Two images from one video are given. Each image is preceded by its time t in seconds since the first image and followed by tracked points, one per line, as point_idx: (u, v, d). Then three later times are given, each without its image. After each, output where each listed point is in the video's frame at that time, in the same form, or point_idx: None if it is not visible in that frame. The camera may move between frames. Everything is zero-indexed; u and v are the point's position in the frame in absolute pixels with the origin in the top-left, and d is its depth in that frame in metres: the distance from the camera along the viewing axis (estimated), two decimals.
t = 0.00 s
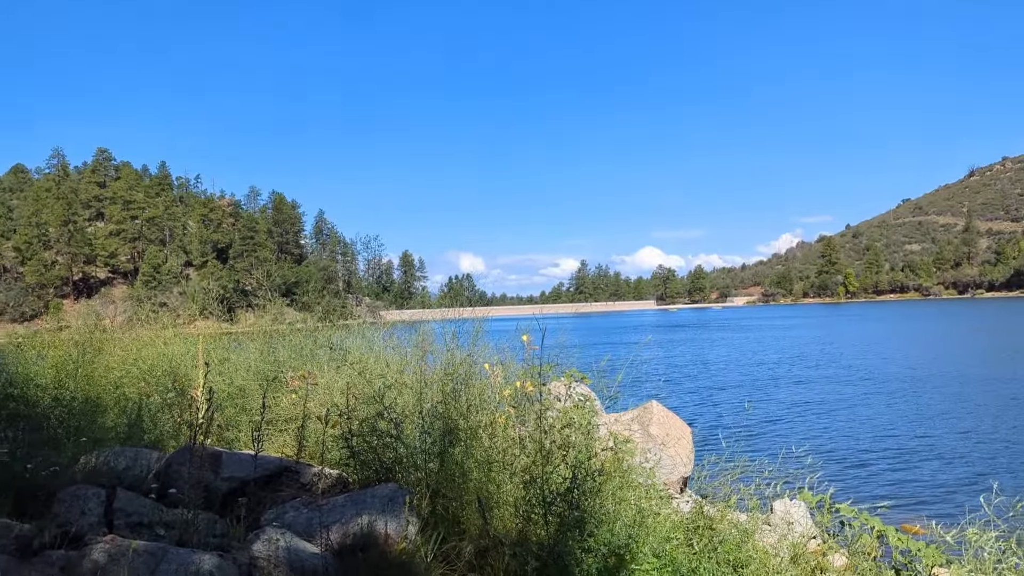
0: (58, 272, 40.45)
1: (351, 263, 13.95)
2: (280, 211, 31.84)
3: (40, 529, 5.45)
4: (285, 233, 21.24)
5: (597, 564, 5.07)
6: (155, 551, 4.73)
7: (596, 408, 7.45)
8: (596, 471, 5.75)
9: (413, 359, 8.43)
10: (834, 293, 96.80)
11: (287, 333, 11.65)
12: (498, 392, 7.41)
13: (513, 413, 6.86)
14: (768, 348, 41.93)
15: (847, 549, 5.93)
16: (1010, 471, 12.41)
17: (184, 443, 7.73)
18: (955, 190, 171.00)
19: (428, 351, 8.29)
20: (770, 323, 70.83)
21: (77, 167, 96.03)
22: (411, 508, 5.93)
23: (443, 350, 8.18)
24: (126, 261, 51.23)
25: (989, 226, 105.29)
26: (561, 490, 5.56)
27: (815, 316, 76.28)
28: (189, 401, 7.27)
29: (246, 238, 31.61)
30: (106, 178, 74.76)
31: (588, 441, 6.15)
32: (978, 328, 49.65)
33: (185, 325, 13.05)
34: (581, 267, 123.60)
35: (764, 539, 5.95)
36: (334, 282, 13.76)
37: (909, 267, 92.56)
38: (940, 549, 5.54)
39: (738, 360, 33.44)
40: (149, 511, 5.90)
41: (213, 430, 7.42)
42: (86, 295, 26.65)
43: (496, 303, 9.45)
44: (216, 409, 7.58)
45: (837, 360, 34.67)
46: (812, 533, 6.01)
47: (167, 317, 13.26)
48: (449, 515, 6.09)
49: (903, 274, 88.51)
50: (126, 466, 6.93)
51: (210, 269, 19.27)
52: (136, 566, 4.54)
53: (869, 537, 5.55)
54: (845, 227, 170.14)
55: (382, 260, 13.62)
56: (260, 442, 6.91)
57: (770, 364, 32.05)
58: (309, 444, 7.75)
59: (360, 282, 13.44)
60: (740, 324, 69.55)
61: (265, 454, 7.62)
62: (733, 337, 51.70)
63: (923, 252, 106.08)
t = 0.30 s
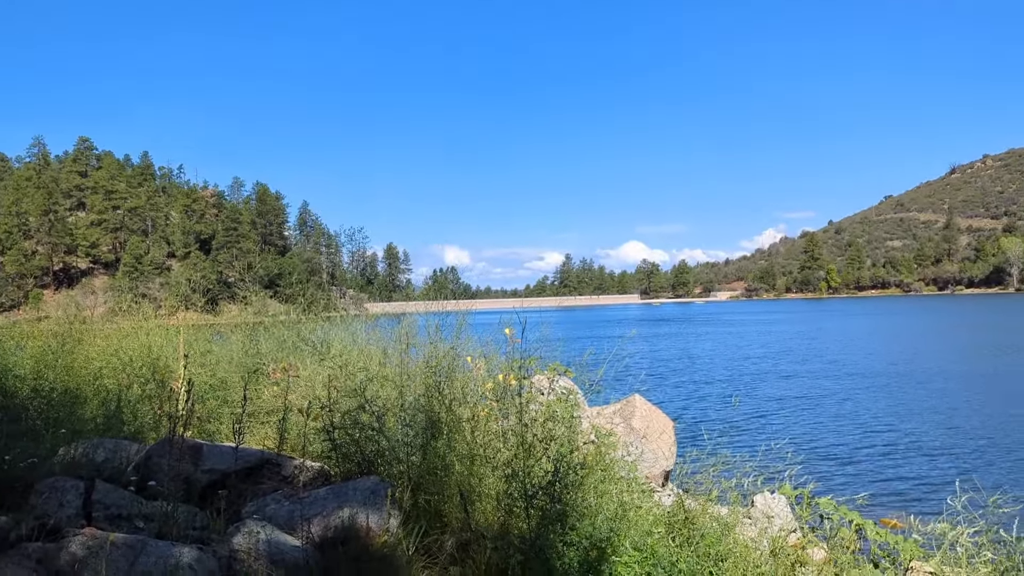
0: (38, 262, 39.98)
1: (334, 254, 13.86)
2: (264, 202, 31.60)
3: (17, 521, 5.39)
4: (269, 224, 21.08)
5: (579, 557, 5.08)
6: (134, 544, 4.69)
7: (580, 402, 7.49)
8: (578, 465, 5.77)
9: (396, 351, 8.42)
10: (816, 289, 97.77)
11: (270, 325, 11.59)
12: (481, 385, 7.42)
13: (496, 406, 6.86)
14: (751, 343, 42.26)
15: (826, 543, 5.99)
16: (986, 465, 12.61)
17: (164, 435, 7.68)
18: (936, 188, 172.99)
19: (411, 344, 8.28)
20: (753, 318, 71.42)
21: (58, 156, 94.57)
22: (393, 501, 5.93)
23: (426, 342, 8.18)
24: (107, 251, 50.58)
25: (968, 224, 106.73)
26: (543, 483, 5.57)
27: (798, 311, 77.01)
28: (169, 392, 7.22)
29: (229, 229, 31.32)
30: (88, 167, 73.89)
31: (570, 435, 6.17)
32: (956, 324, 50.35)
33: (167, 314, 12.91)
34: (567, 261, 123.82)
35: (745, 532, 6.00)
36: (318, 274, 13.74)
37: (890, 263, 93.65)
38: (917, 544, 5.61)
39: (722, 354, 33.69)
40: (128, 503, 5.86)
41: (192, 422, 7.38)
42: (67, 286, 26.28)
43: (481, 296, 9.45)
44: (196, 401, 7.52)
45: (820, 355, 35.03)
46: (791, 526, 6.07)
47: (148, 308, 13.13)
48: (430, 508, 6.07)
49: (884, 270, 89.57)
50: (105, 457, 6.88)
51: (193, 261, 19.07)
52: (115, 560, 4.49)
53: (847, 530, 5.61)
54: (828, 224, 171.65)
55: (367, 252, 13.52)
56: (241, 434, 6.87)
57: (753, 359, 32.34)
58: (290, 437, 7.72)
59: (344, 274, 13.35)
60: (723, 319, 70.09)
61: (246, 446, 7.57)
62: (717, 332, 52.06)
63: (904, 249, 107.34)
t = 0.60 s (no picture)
0: (20, 253, 39.50)
1: (319, 247, 13.80)
2: (250, 194, 31.38)
3: None
4: (254, 217, 20.91)
5: (563, 553, 5.10)
6: (116, 538, 4.66)
7: (565, 397, 7.51)
8: (563, 459, 5.79)
9: (381, 344, 8.40)
10: (801, 285, 98.59)
11: (254, 318, 11.51)
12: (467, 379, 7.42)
13: (481, 400, 6.87)
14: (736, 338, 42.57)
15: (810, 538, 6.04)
16: (965, 460, 12.81)
17: (146, 428, 7.62)
18: (920, 185, 174.69)
19: (396, 338, 8.25)
20: (738, 314, 71.82)
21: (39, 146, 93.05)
22: (378, 496, 5.93)
23: (411, 336, 8.16)
24: (90, 243, 49.88)
25: (951, 221, 107.90)
26: (527, 479, 5.59)
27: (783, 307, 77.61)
28: (152, 385, 7.15)
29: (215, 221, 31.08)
30: (71, 158, 73.00)
31: (556, 430, 6.19)
32: (938, 320, 50.97)
33: (150, 306, 12.77)
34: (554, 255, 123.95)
35: (730, 527, 6.04)
36: (303, 267, 13.71)
37: (874, 260, 94.52)
38: (899, 539, 5.67)
39: (708, 350, 33.92)
40: (110, 497, 5.81)
41: (176, 415, 7.33)
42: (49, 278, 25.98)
43: (466, 290, 9.44)
44: (179, 394, 7.47)
45: (804, 350, 35.34)
46: (775, 521, 6.11)
47: (131, 301, 13.00)
48: (415, 503, 6.08)
49: (869, 267, 90.39)
50: (87, 450, 6.81)
51: (177, 253, 18.82)
52: (96, 555, 4.45)
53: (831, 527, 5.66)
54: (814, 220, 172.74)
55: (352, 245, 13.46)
56: (225, 428, 6.82)
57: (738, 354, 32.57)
58: (274, 431, 7.69)
59: (328, 267, 13.29)
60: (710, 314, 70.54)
61: (229, 440, 7.53)
62: (703, 327, 52.39)
63: (888, 246, 108.40)
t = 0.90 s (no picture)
0: (11, 249, 39.34)
1: (313, 244, 13.85)
2: (243, 191, 31.30)
3: None
4: (247, 214, 20.87)
5: (556, 554, 5.08)
6: (105, 538, 4.61)
7: (558, 396, 7.50)
8: (556, 460, 5.78)
9: (374, 343, 8.38)
10: (794, 284, 99.05)
11: (247, 315, 11.50)
12: (460, 378, 7.41)
13: (474, 399, 6.87)
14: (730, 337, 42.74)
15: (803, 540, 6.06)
16: (958, 462, 12.88)
17: (137, 427, 7.58)
18: (912, 185, 175.52)
19: (389, 337, 8.23)
20: (731, 312, 72.03)
21: (29, 140, 92.01)
22: (371, 496, 5.91)
23: (404, 335, 8.15)
24: (81, 239, 49.43)
25: (943, 221, 108.53)
26: (521, 479, 5.58)
27: (776, 305, 77.95)
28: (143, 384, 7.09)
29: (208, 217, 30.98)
30: (62, 154, 72.58)
31: (549, 430, 6.18)
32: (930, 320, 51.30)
33: (143, 303, 12.72)
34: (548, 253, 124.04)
35: (723, 528, 6.05)
36: (296, 264, 13.73)
37: (866, 259, 95.00)
38: (892, 540, 5.69)
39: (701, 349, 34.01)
40: (100, 497, 5.77)
41: (167, 414, 7.29)
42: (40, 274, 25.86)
43: (459, 288, 9.43)
44: (170, 393, 7.43)
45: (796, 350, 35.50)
46: (768, 522, 6.12)
47: (124, 297, 12.96)
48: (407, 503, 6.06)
49: (861, 266, 90.87)
50: (77, 449, 6.77)
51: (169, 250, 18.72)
52: (86, 556, 4.41)
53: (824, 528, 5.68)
54: (806, 219, 173.37)
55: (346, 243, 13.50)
56: (216, 427, 6.79)
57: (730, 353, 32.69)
58: (266, 430, 7.66)
59: (323, 265, 13.34)
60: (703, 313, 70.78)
61: (221, 439, 7.50)
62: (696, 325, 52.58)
63: (880, 245, 108.99)
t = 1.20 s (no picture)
0: (25, 247, 39.62)
1: (323, 243, 13.71)
2: (254, 190, 31.36)
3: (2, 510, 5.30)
4: (259, 213, 20.86)
5: (571, 552, 5.01)
6: (119, 535, 4.61)
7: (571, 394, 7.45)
8: (570, 459, 5.73)
9: (386, 341, 8.36)
10: (805, 283, 98.43)
11: (258, 314, 11.49)
12: (472, 376, 7.36)
13: (487, 396, 6.83)
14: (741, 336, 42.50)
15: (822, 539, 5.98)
16: (976, 462, 12.70)
17: (150, 424, 7.59)
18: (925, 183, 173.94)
19: (401, 334, 8.20)
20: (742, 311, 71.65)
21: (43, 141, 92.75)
22: (384, 493, 5.87)
23: (417, 332, 8.12)
24: (95, 238, 49.68)
25: (957, 220, 107.48)
26: (535, 477, 5.54)
27: (787, 305, 77.47)
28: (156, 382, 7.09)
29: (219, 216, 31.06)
30: (75, 154, 73.01)
31: (562, 428, 6.12)
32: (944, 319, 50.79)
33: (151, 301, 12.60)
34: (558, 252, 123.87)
35: (740, 527, 5.98)
36: (306, 263, 13.55)
37: (879, 258, 94.25)
38: (913, 541, 5.61)
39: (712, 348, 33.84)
40: (114, 493, 5.76)
41: (181, 411, 7.30)
42: (55, 272, 26.02)
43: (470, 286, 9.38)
44: (183, 390, 7.44)
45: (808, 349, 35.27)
46: (785, 521, 6.05)
47: (136, 296, 12.99)
48: (419, 501, 6.03)
49: (873, 265, 90.14)
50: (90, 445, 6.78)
51: (182, 248, 18.73)
52: (100, 553, 4.40)
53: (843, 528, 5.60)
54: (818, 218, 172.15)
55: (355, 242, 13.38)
56: (230, 424, 6.78)
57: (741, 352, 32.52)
58: (279, 427, 7.66)
59: (332, 264, 13.17)
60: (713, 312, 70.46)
61: (235, 436, 7.51)
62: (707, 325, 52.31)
63: (893, 244, 108.09)
